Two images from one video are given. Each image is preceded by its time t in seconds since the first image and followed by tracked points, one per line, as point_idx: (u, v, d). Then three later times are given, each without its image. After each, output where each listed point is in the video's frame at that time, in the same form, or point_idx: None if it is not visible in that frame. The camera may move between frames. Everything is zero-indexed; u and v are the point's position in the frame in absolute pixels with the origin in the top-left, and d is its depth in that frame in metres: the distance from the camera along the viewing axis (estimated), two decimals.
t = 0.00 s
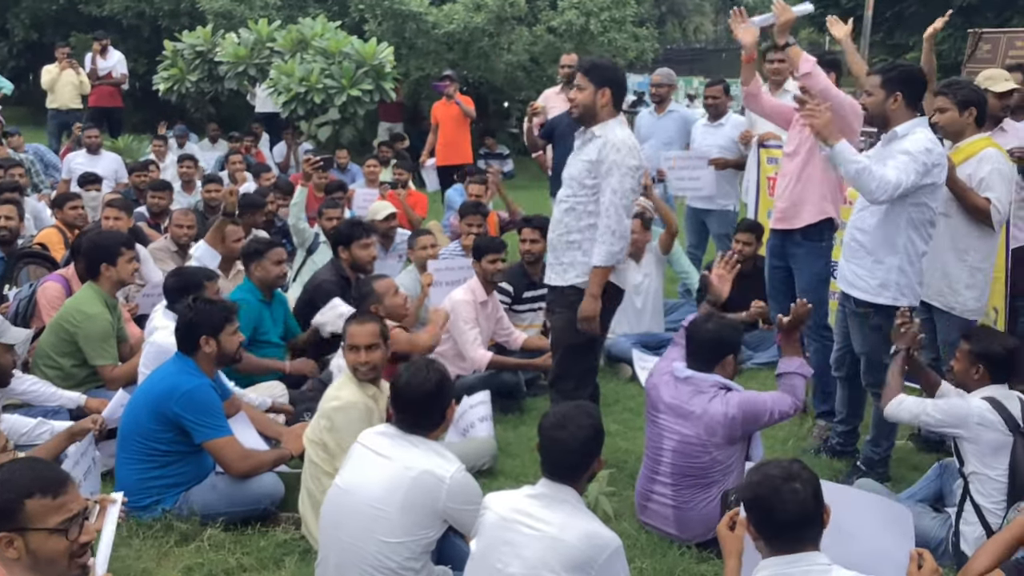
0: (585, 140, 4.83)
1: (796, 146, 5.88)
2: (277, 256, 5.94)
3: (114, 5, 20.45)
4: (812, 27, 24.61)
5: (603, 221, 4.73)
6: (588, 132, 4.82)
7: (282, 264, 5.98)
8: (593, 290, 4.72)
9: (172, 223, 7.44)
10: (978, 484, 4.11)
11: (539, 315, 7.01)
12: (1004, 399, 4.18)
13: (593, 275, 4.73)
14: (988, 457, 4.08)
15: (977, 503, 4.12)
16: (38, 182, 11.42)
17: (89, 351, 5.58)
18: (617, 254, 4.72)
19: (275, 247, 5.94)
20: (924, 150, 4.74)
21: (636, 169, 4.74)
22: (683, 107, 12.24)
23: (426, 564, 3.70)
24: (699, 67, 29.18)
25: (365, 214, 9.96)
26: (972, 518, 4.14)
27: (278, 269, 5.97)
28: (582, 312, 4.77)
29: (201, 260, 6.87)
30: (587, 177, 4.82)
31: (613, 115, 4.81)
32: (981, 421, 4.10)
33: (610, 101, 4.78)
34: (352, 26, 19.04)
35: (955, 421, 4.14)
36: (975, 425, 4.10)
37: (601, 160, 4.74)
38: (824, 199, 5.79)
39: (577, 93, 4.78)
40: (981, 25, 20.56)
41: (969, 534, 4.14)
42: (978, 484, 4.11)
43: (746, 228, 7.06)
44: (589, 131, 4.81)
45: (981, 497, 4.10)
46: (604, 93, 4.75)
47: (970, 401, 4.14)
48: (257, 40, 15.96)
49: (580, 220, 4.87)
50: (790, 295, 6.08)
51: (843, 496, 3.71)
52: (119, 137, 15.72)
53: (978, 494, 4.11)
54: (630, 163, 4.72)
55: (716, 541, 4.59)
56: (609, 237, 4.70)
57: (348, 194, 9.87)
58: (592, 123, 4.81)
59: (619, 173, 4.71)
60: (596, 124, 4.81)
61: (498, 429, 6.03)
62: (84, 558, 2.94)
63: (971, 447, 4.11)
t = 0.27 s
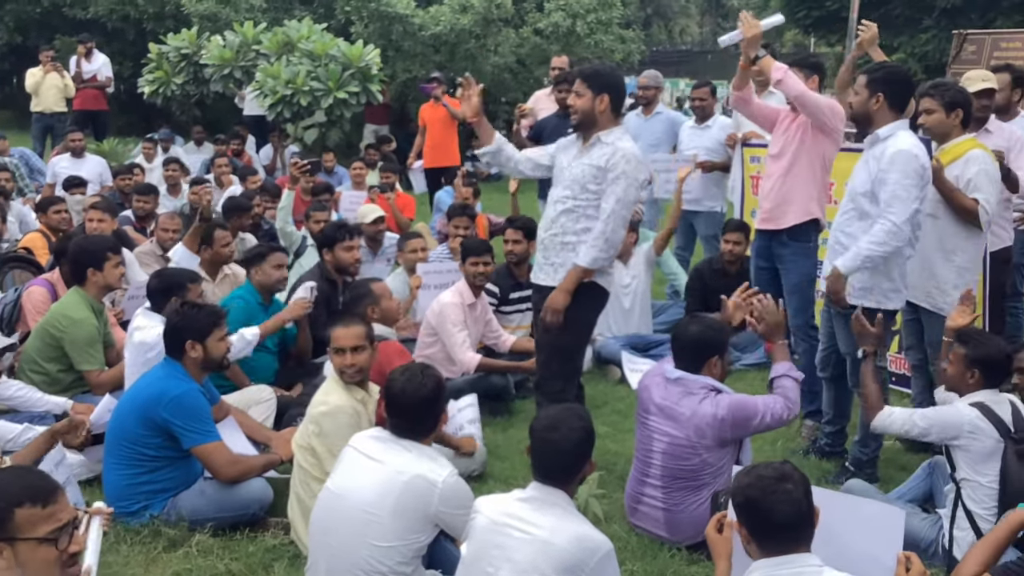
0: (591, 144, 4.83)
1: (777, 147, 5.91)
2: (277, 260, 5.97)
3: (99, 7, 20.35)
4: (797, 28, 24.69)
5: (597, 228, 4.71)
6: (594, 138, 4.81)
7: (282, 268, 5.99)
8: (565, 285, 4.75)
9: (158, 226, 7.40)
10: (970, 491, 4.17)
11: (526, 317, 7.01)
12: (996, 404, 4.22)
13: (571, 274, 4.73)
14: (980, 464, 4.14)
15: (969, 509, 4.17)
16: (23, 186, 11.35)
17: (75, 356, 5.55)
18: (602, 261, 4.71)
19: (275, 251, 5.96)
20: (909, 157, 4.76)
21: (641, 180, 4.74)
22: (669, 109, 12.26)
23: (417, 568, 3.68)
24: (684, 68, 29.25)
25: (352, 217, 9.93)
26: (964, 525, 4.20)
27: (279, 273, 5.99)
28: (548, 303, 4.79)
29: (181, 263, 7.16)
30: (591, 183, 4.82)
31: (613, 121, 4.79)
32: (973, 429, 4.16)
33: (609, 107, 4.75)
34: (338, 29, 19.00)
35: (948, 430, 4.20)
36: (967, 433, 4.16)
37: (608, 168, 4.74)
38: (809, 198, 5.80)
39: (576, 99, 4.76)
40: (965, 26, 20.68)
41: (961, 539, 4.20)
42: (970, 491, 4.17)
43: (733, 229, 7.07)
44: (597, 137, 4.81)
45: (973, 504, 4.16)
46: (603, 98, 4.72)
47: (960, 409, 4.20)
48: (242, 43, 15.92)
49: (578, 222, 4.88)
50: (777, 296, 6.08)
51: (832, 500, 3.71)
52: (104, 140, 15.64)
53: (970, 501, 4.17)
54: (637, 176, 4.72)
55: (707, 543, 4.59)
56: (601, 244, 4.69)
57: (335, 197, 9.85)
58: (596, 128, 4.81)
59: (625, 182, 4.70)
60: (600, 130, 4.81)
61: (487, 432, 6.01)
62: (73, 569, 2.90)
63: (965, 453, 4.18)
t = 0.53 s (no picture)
0: (581, 150, 4.84)
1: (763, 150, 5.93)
2: (283, 269, 5.95)
3: (83, 11, 20.22)
4: (782, 31, 24.77)
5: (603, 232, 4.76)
6: (583, 142, 4.83)
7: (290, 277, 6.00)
8: (598, 302, 4.74)
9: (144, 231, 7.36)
10: (962, 494, 4.22)
11: (514, 318, 7.00)
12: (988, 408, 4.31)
13: (597, 287, 4.75)
14: (973, 467, 4.18)
15: (961, 512, 4.22)
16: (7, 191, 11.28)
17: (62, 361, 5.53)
18: (619, 267, 4.75)
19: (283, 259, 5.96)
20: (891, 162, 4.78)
21: (636, 184, 4.78)
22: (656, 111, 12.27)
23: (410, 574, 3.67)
24: (671, 71, 29.32)
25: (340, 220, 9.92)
26: (955, 528, 4.25)
27: (285, 281, 5.98)
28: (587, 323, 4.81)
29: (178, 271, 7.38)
30: (585, 188, 4.83)
31: (599, 124, 4.82)
32: (967, 431, 4.21)
33: (594, 110, 4.76)
34: (324, 31, 18.96)
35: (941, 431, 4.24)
36: (960, 434, 4.21)
37: (603, 173, 4.76)
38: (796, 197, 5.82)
39: (560, 103, 4.74)
40: (949, 28, 20.79)
41: (952, 542, 4.25)
42: (962, 494, 4.22)
43: (721, 231, 7.09)
44: (586, 142, 4.82)
45: (965, 507, 4.21)
46: (588, 102, 4.73)
47: (955, 411, 4.25)
48: (228, 46, 15.89)
49: (571, 227, 4.87)
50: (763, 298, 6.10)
51: (823, 503, 3.70)
52: (89, 145, 15.56)
53: (962, 504, 4.22)
54: (632, 178, 4.77)
55: (697, 545, 4.59)
56: (614, 250, 4.73)
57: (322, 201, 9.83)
58: (584, 133, 4.83)
59: (623, 187, 4.75)
60: (588, 134, 4.83)
61: (477, 436, 6.00)
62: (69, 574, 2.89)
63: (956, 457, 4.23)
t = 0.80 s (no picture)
0: (568, 152, 4.83)
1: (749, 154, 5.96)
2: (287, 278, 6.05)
3: (66, 14, 20.08)
4: (766, 32, 24.84)
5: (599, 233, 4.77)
6: (570, 144, 4.82)
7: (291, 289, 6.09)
8: (606, 303, 4.77)
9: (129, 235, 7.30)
10: (953, 489, 4.24)
11: (502, 318, 6.97)
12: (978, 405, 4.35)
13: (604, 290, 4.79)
14: (964, 462, 4.22)
15: (951, 508, 4.23)
16: None
17: (44, 364, 5.44)
18: (623, 266, 4.79)
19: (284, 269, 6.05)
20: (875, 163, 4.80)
21: (625, 184, 4.78)
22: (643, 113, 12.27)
23: None
24: (656, 73, 29.36)
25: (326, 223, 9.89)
26: (945, 523, 4.26)
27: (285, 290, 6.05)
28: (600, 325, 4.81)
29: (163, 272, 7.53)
30: (574, 191, 4.83)
31: (584, 125, 4.80)
32: (959, 426, 4.24)
33: (578, 111, 4.75)
34: (310, 34, 18.90)
35: (934, 427, 4.27)
36: (953, 431, 4.23)
37: (592, 175, 4.76)
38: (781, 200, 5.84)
39: (546, 105, 4.74)
40: (934, 30, 20.89)
41: (943, 539, 4.26)
42: (952, 489, 4.24)
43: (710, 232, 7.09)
44: (573, 143, 4.81)
45: (957, 502, 4.22)
46: (573, 104, 4.72)
47: (947, 405, 4.28)
48: (213, 48, 15.82)
49: (563, 230, 4.87)
50: (751, 300, 6.11)
51: (815, 502, 3.71)
52: (73, 148, 15.45)
53: (952, 499, 4.24)
54: (619, 177, 4.77)
55: (689, 547, 4.59)
56: (614, 248, 4.75)
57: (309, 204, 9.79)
58: (570, 135, 4.82)
59: (612, 188, 4.75)
60: (573, 136, 4.82)
61: (467, 439, 5.99)
62: None
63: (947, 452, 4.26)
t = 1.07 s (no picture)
0: (560, 158, 4.86)
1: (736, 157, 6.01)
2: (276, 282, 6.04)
3: (51, 17, 19.97)
4: (752, 35, 24.90)
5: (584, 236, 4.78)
6: (559, 149, 4.84)
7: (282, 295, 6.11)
8: (576, 306, 4.81)
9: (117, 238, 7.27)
10: (945, 492, 4.29)
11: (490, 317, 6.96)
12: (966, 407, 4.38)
13: (577, 289, 4.79)
14: (955, 464, 4.24)
15: (944, 511, 4.29)
16: None
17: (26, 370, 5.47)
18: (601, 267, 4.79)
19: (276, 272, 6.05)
20: (856, 161, 4.88)
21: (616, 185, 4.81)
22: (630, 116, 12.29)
23: None
24: (642, 75, 29.41)
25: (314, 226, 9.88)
26: (939, 527, 4.31)
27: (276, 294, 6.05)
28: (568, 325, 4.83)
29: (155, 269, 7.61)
30: (567, 196, 4.86)
31: (572, 126, 4.81)
32: (950, 429, 4.27)
33: (565, 113, 4.76)
34: (296, 36, 18.87)
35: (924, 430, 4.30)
36: (943, 432, 4.27)
37: (583, 177, 4.79)
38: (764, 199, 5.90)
39: (533, 108, 4.77)
40: (918, 32, 21.01)
41: (936, 541, 4.31)
42: (945, 492, 4.29)
43: (698, 233, 7.11)
44: (563, 147, 4.83)
45: (949, 506, 4.28)
46: (559, 105, 4.74)
47: (937, 409, 4.31)
48: (200, 51, 15.78)
49: (561, 236, 4.89)
50: (738, 301, 6.14)
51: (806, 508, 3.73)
52: (59, 152, 15.38)
53: (945, 503, 4.29)
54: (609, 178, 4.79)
55: (682, 549, 4.60)
56: (594, 251, 4.77)
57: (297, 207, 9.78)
58: (558, 139, 4.84)
59: (601, 190, 4.78)
60: (561, 140, 4.84)
61: (458, 442, 5.99)
62: None
63: (937, 455, 4.29)
